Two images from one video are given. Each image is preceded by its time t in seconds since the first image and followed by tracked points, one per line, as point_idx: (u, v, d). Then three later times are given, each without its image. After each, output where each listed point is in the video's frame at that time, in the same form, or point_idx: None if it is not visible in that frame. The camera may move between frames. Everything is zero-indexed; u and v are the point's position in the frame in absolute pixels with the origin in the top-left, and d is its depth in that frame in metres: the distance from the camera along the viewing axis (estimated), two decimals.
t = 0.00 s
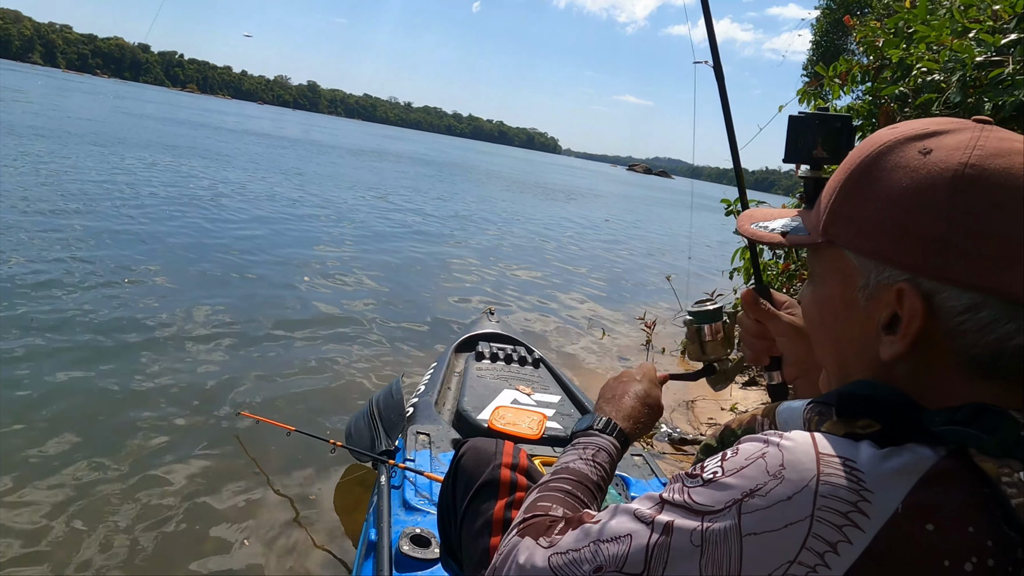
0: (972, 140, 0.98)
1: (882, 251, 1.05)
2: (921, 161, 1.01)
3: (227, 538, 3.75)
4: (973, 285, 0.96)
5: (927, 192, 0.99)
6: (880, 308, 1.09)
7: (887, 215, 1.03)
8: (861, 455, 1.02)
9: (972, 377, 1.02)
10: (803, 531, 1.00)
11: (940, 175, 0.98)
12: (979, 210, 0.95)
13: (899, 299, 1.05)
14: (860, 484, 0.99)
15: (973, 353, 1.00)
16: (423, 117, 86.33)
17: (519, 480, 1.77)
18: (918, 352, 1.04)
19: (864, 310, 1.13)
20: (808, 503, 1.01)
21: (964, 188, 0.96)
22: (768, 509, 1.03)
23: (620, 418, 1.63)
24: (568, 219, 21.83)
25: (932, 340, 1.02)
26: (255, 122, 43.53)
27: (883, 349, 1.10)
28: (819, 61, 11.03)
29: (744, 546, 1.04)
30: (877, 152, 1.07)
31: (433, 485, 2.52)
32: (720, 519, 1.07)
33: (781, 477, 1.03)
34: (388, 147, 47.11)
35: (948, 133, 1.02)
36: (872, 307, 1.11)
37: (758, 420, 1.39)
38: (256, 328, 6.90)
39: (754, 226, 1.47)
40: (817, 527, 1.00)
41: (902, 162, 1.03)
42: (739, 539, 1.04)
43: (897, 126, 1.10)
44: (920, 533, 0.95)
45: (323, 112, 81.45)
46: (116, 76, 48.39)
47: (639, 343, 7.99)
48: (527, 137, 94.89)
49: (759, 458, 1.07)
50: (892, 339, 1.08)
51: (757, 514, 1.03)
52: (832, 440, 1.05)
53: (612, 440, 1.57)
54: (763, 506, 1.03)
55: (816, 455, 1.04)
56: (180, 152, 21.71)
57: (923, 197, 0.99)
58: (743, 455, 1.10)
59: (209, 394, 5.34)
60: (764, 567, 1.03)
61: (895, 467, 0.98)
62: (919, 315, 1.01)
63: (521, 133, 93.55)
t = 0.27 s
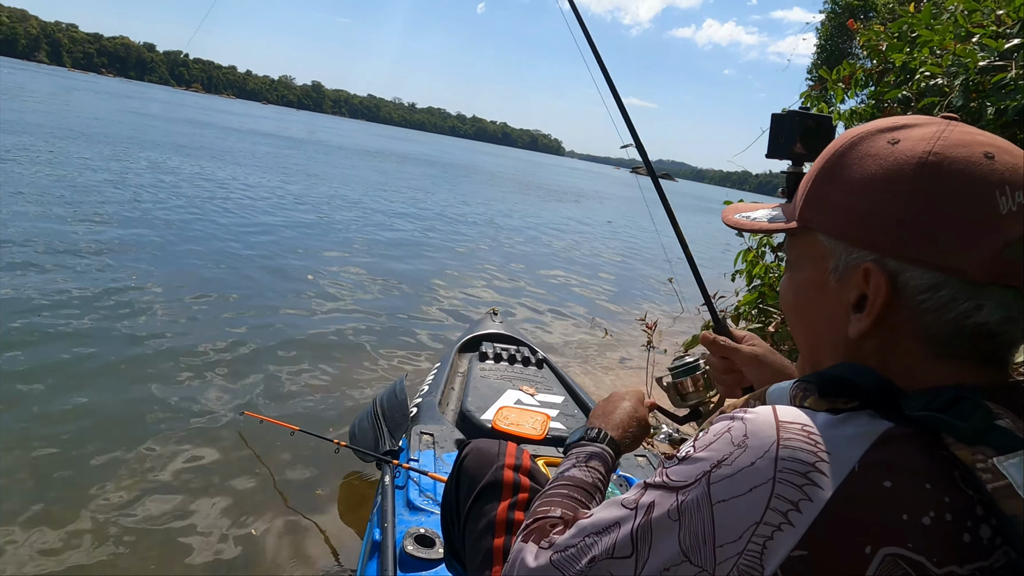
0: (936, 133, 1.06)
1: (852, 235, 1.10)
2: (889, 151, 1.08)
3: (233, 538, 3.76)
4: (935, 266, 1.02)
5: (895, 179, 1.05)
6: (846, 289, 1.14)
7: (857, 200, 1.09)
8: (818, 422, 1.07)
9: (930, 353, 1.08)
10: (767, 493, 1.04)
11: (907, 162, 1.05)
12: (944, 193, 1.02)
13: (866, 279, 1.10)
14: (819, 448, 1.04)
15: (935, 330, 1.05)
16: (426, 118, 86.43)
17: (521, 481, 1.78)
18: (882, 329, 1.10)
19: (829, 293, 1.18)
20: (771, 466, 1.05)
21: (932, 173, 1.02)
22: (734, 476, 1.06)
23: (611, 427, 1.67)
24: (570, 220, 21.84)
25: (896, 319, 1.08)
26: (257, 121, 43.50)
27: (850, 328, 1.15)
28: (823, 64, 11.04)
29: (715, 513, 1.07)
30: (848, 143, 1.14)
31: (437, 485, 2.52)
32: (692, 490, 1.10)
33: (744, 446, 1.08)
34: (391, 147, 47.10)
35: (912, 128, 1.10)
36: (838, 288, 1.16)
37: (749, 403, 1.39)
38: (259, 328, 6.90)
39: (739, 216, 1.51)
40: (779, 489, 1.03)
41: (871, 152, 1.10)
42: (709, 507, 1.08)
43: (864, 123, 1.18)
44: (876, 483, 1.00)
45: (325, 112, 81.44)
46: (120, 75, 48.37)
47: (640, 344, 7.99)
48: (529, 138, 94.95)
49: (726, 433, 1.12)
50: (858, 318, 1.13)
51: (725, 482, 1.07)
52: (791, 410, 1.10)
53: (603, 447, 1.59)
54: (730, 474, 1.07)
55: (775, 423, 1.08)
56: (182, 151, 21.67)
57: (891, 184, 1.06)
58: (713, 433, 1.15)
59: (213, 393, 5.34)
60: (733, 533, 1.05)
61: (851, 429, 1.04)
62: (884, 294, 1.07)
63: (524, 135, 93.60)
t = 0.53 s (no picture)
0: (913, 128, 1.08)
1: (828, 224, 1.12)
2: (867, 143, 1.10)
3: (231, 535, 3.75)
4: (907, 253, 1.04)
5: (871, 169, 1.08)
6: (822, 278, 1.16)
7: (832, 189, 1.11)
8: (786, 402, 1.10)
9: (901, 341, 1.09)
10: (738, 471, 1.06)
11: (883, 155, 1.07)
12: (917, 184, 1.04)
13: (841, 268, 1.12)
14: (784, 425, 1.06)
15: (905, 317, 1.07)
16: (427, 117, 86.45)
17: (519, 483, 1.79)
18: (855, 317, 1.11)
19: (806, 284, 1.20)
20: (740, 444, 1.07)
21: (906, 165, 1.05)
22: (707, 457, 1.09)
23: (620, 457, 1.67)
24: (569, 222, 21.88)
25: (869, 306, 1.09)
26: (258, 118, 43.46)
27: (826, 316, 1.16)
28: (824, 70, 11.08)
29: (692, 495, 1.09)
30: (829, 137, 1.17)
31: (440, 485, 2.53)
32: (669, 476, 1.13)
33: (715, 428, 1.10)
34: (391, 146, 47.12)
35: (891, 123, 1.12)
36: (815, 278, 1.18)
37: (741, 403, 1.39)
38: (259, 325, 6.91)
39: (731, 208, 1.53)
40: (750, 464, 1.05)
41: (849, 144, 1.12)
42: (686, 490, 1.10)
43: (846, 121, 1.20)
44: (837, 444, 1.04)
45: (326, 110, 81.40)
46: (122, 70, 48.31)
47: (638, 346, 8.02)
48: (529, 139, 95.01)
49: (698, 419, 1.15)
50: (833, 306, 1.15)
51: (699, 463, 1.09)
52: (759, 393, 1.13)
53: (612, 471, 1.58)
54: (704, 455, 1.09)
55: (743, 404, 1.11)
56: (183, 147, 21.65)
57: (867, 175, 1.08)
58: (688, 422, 1.18)
59: (213, 391, 5.34)
60: (708, 513, 1.07)
61: (816, 406, 1.08)
62: (857, 280, 1.09)
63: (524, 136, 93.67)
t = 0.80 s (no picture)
0: (911, 127, 1.10)
1: (827, 221, 1.13)
2: (867, 141, 1.11)
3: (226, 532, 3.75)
4: (906, 252, 1.05)
5: (871, 166, 1.09)
6: (819, 275, 1.17)
7: (832, 186, 1.12)
8: (775, 410, 1.12)
9: (897, 340, 1.10)
10: (732, 484, 1.08)
11: (883, 152, 1.09)
12: (917, 181, 1.06)
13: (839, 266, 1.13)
14: (774, 433, 1.08)
15: (901, 316, 1.08)
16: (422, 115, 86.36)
17: (511, 483, 1.80)
18: (851, 315, 1.12)
19: (802, 281, 1.21)
20: (733, 457, 1.09)
21: (905, 162, 1.07)
22: (699, 472, 1.12)
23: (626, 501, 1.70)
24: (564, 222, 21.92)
25: (866, 304, 1.10)
26: (253, 114, 43.33)
27: (822, 313, 1.17)
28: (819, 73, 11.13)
29: (689, 511, 1.12)
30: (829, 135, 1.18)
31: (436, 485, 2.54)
32: (666, 495, 1.16)
33: (706, 442, 1.13)
34: (386, 144, 47.06)
35: (890, 122, 1.14)
36: (813, 274, 1.19)
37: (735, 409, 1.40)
38: (253, 321, 6.90)
39: (728, 203, 1.53)
40: (744, 477, 1.08)
41: (850, 141, 1.13)
42: (684, 508, 1.13)
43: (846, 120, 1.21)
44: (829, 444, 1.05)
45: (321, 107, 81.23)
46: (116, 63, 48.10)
47: (631, 346, 8.05)
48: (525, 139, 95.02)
49: (688, 433, 1.17)
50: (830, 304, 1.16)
51: (693, 480, 1.12)
52: (749, 401, 1.15)
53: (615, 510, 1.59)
54: (696, 470, 1.12)
55: (732, 414, 1.13)
56: (177, 142, 21.57)
57: (867, 171, 1.09)
58: (679, 435, 1.20)
59: (207, 387, 5.32)
60: (708, 530, 1.10)
61: (806, 412, 1.10)
62: (854, 277, 1.10)
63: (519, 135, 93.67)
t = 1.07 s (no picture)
0: (939, 126, 1.06)
1: (845, 219, 1.11)
2: (892, 139, 1.08)
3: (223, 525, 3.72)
4: (923, 255, 1.02)
5: (891, 165, 1.06)
6: (837, 275, 1.15)
7: (851, 185, 1.10)
8: (799, 433, 1.06)
9: (914, 347, 1.07)
10: (756, 516, 1.03)
11: (906, 151, 1.05)
12: (939, 183, 1.02)
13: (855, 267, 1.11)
14: (800, 460, 1.03)
15: (919, 322, 1.05)
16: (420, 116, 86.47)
17: (515, 484, 1.81)
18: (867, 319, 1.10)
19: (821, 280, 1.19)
20: (756, 485, 1.04)
21: (927, 163, 1.03)
22: (720, 500, 1.06)
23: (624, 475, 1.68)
24: (561, 223, 21.98)
25: (883, 307, 1.07)
26: (252, 112, 43.41)
27: (838, 315, 1.15)
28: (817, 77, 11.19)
29: (709, 540, 1.07)
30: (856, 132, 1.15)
31: (437, 485, 2.54)
32: (682, 521, 1.11)
33: (727, 468, 1.07)
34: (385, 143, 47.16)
35: (918, 120, 1.10)
36: (831, 274, 1.16)
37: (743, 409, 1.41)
38: (252, 318, 6.92)
39: (746, 200, 1.50)
40: (769, 507, 1.02)
41: (875, 139, 1.10)
42: (702, 535, 1.08)
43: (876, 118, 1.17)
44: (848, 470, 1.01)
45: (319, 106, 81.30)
46: (116, 60, 48.17)
47: (629, 348, 8.09)
48: (522, 140, 95.21)
49: (706, 456, 1.11)
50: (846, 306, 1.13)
51: (714, 508, 1.07)
52: (771, 421, 1.09)
53: (614, 497, 1.58)
54: (717, 498, 1.07)
55: (754, 437, 1.07)
56: (177, 139, 21.63)
57: (889, 170, 1.06)
58: (693, 456, 1.15)
59: (205, 383, 5.32)
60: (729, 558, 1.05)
61: (824, 435, 1.05)
62: (870, 280, 1.07)
63: (517, 136, 93.84)
